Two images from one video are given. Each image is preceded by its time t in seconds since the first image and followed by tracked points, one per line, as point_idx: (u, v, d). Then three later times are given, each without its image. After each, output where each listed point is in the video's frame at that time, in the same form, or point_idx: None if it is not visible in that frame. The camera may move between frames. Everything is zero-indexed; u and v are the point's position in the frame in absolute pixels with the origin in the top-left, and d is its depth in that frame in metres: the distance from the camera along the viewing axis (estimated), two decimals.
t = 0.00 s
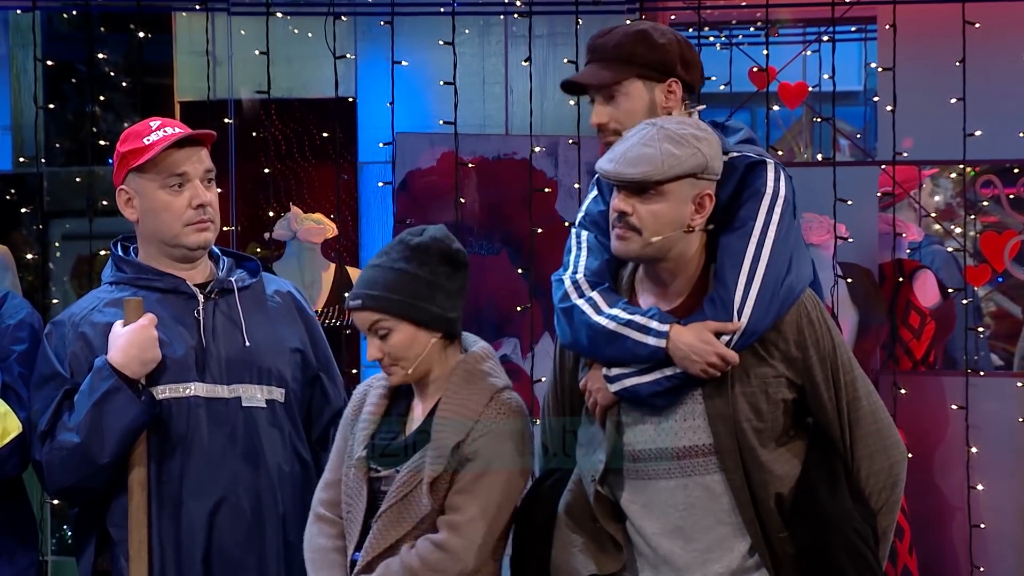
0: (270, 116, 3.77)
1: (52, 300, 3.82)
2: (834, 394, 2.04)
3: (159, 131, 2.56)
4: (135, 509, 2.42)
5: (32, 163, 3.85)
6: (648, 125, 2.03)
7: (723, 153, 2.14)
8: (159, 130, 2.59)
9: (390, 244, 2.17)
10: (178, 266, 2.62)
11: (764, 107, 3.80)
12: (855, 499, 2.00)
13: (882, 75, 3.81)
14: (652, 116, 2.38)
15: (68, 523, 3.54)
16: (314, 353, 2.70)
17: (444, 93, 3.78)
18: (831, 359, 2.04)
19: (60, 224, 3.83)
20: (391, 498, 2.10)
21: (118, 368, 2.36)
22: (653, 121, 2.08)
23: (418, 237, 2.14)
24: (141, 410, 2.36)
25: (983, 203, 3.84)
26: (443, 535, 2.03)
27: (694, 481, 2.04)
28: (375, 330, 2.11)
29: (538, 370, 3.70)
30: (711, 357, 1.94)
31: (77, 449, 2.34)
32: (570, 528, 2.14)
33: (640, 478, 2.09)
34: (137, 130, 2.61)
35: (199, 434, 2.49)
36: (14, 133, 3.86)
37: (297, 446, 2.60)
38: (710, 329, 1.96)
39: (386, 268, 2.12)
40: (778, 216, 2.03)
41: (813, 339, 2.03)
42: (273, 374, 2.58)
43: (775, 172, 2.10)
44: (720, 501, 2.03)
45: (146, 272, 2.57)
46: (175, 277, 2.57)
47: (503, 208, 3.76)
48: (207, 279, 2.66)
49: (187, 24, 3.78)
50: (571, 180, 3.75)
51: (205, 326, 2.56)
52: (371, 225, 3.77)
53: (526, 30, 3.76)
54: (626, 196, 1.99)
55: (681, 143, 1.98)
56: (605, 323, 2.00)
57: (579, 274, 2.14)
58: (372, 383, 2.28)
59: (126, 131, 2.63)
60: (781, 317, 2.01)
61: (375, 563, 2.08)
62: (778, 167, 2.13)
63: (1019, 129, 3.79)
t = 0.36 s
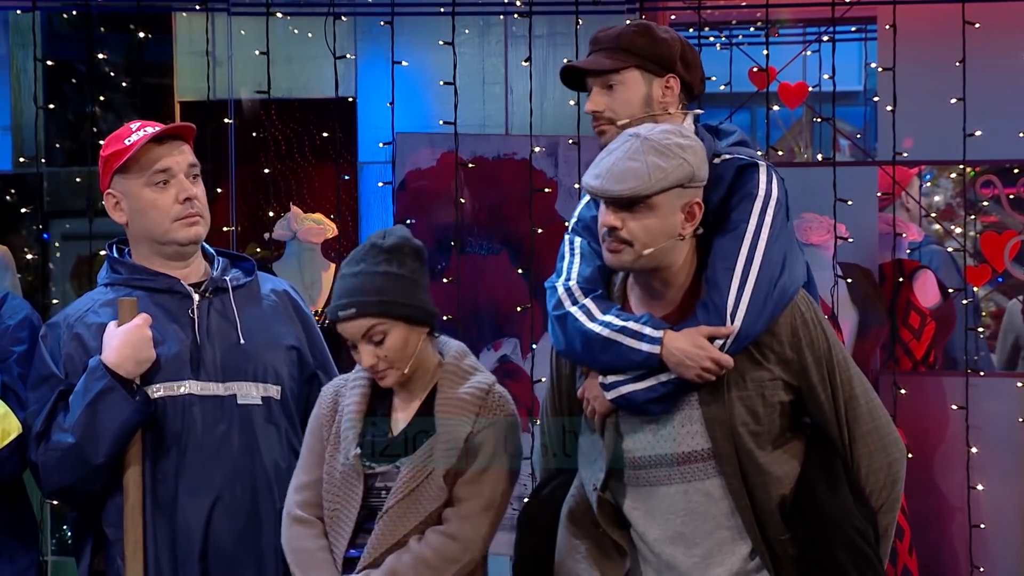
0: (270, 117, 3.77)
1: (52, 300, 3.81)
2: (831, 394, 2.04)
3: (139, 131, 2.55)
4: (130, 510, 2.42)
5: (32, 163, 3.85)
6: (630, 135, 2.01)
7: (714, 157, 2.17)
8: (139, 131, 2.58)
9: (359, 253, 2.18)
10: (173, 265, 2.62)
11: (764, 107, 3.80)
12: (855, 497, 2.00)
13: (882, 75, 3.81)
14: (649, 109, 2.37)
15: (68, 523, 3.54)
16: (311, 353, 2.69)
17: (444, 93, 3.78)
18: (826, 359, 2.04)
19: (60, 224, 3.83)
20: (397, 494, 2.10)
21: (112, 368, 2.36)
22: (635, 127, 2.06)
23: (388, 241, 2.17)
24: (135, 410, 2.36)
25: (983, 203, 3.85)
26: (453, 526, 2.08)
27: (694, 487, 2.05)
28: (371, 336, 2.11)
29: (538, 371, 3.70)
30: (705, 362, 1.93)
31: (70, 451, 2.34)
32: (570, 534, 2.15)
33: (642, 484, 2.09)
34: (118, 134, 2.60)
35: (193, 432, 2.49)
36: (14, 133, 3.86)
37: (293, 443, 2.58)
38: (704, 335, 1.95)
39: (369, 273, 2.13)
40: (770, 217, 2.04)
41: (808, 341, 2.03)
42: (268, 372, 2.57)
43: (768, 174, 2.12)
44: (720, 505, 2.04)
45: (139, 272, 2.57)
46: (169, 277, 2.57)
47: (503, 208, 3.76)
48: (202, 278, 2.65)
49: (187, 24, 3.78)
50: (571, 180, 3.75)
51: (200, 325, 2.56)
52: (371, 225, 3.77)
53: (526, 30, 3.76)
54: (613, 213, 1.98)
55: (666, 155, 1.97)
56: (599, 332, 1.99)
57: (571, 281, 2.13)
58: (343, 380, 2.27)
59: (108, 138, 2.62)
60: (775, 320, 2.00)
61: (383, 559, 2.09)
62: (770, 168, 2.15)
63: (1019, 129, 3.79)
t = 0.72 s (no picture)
0: (270, 117, 3.77)
1: (51, 300, 3.81)
2: (830, 394, 2.03)
3: (127, 138, 2.54)
4: (125, 510, 2.42)
5: (32, 163, 3.85)
6: (633, 128, 2.02)
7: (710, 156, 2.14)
8: (128, 137, 2.57)
9: (345, 254, 2.19)
10: (162, 269, 2.61)
11: (764, 107, 3.80)
12: (852, 496, 2.00)
13: (882, 75, 3.81)
14: (642, 113, 2.38)
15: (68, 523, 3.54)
16: (306, 352, 2.69)
17: (444, 93, 3.78)
18: (824, 358, 2.03)
19: (60, 224, 3.83)
20: (409, 493, 2.13)
21: (105, 368, 2.36)
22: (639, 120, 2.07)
23: (375, 241, 2.19)
24: (129, 409, 2.36)
25: (982, 203, 3.85)
26: (469, 523, 2.13)
27: (692, 485, 2.05)
28: (361, 338, 2.12)
29: (538, 371, 3.72)
30: (705, 361, 1.94)
31: (66, 451, 2.34)
32: (567, 532, 2.15)
33: (639, 482, 2.09)
34: (106, 139, 2.59)
35: (187, 432, 2.49)
36: (14, 134, 3.86)
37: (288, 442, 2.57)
38: (704, 334, 1.96)
39: (358, 273, 2.14)
40: (767, 216, 2.04)
41: (806, 339, 2.02)
42: (263, 370, 2.57)
43: (763, 173, 2.10)
44: (718, 503, 2.04)
45: (133, 275, 2.57)
46: (161, 279, 2.57)
47: (503, 208, 3.76)
48: (193, 279, 2.65)
49: (187, 24, 3.78)
50: (571, 180, 3.74)
51: (192, 325, 2.56)
52: (371, 225, 3.77)
53: (526, 30, 3.76)
54: (616, 201, 1.98)
55: (668, 146, 1.98)
56: (597, 332, 1.99)
57: (568, 282, 2.13)
58: (329, 379, 2.27)
59: (96, 142, 2.61)
60: (774, 317, 2.00)
61: (398, 558, 2.12)
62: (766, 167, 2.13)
63: (1019, 129, 3.79)
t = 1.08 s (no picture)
0: (270, 116, 3.77)
1: (52, 300, 3.81)
2: (831, 394, 2.03)
3: (126, 136, 2.55)
4: (125, 510, 2.41)
5: (32, 163, 3.84)
6: (623, 140, 2.00)
7: (714, 160, 2.15)
8: (127, 135, 2.57)
9: (357, 254, 2.21)
10: (158, 268, 2.61)
11: (764, 107, 3.80)
12: (852, 495, 2.01)
13: (882, 75, 3.81)
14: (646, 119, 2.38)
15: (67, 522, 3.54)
16: (304, 352, 2.70)
17: (444, 92, 3.78)
18: (825, 359, 2.03)
19: (60, 224, 3.83)
20: (411, 497, 2.13)
21: (106, 368, 2.36)
22: (625, 129, 2.05)
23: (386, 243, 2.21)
24: (130, 408, 2.37)
25: (983, 203, 3.85)
26: (473, 525, 2.14)
27: (692, 486, 2.05)
28: (371, 339, 2.14)
29: (538, 370, 3.73)
30: (706, 363, 1.95)
31: (66, 451, 2.34)
32: (569, 532, 2.15)
33: (639, 483, 2.09)
34: (105, 137, 2.60)
35: (187, 433, 2.49)
36: (14, 133, 3.86)
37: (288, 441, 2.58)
38: (704, 336, 1.96)
39: (373, 274, 2.16)
40: (770, 217, 2.04)
41: (807, 340, 2.03)
42: (262, 371, 2.57)
43: (767, 176, 2.11)
44: (718, 504, 2.03)
45: (131, 275, 2.56)
46: (159, 278, 2.57)
47: (503, 208, 3.76)
48: (191, 279, 2.66)
49: (187, 24, 3.78)
50: (571, 180, 3.75)
51: (192, 325, 2.56)
52: (371, 225, 3.77)
53: (526, 30, 3.76)
54: (614, 214, 1.98)
55: (661, 157, 1.97)
56: (599, 332, 2.00)
57: (570, 281, 2.14)
58: (329, 380, 2.27)
59: (95, 140, 2.62)
60: (776, 318, 2.01)
61: (401, 562, 2.11)
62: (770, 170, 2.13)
63: (1019, 129, 3.79)
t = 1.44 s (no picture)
0: (270, 116, 3.77)
1: (52, 300, 3.82)
2: (828, 397, 2.03)
3: (138, 151, 2.52)
4: (124, 509, 2.42)
5: (32, 163, 3.85)
6: (618, 147, 2.01)
7: (709, 162, 2.18)
8: (137, 146, 2.54)
9: (326, 313, 2.05)
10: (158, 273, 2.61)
11: (764, 107, 3.80)
12: (850, 498, 2.01)
13: (882, 75, 3.81)
14: (647, 115, 2.38)
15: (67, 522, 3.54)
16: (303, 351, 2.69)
17: (444, 92, 3.78)
18: (821, 362, 2.03)
19: (60, 224, 3.83)
20: (405, 512, 2.15)
21: (105, 368, 2.36)
22: (621, 137, 2.05)
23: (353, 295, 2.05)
24: (130, 408, 2.37)
25: (983, 203, 3.85)
26: (469, 534, 2.15)
27: (690, 491, 2.04)
28: (365, 395, 2.11)
29: (538, 370, 3.73)
30: (702, 372, 1.94)
31: (66, 451, 2.34)
32: (568, 536, 2.16)
33: (638, 488, 2.09)
34: (113, 143, 2.55)
35: (187, 433, 2.49)
36: (14, 133, 3.86)
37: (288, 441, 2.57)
38: (699, 344, 1.95)
39: (350, 337, 2.05)
40: (764, 221, 2.05)
41: (803, 344, 2.02)
42: (261, 372, 2.57)
43: (761, 181, 2.12)
44: (716, 509, 2.04)
45: (129, 276, 2.57)
46: (157, 280, 2.58)
47: (503, 208, 3.76)
48: (191, 280, 2.66)
49: (187, 24, 3.78)
50: (571, 180, 3.75)
51: (191, 327, 2.57)
52: (371, 226, 3.77)
53: (526, 30, 3.76)
54: (605, 228, 1.98)
55: (655, 164, 1.97)
56: (595, 341, 2.01)
57: (566, 288, 2.15)
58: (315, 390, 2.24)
59: (102, 142, 2.58)
60: (771, 322, 2.00)
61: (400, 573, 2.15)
62: (763, 173, 2.16)
63: (1019, 129, 3.79)
